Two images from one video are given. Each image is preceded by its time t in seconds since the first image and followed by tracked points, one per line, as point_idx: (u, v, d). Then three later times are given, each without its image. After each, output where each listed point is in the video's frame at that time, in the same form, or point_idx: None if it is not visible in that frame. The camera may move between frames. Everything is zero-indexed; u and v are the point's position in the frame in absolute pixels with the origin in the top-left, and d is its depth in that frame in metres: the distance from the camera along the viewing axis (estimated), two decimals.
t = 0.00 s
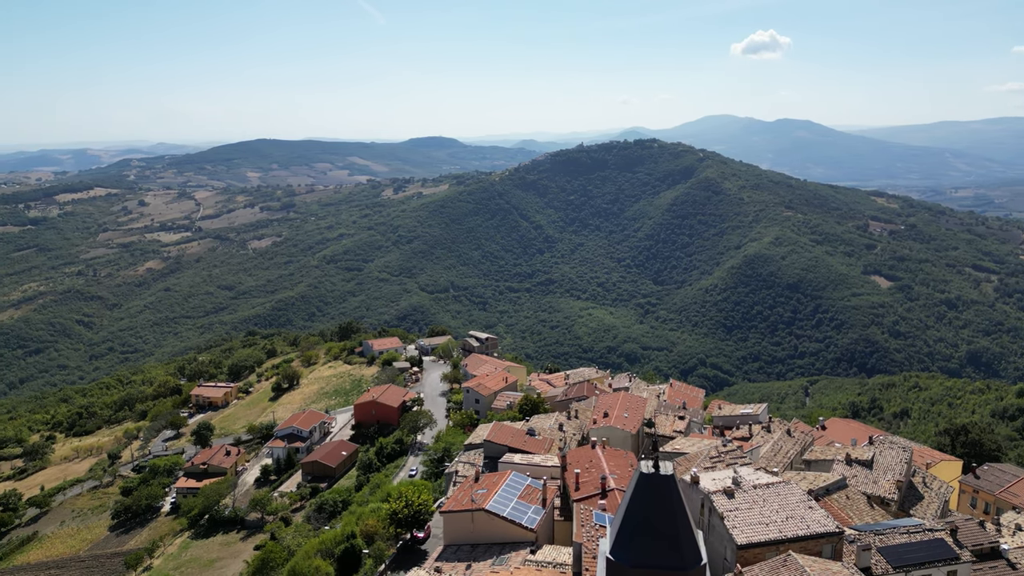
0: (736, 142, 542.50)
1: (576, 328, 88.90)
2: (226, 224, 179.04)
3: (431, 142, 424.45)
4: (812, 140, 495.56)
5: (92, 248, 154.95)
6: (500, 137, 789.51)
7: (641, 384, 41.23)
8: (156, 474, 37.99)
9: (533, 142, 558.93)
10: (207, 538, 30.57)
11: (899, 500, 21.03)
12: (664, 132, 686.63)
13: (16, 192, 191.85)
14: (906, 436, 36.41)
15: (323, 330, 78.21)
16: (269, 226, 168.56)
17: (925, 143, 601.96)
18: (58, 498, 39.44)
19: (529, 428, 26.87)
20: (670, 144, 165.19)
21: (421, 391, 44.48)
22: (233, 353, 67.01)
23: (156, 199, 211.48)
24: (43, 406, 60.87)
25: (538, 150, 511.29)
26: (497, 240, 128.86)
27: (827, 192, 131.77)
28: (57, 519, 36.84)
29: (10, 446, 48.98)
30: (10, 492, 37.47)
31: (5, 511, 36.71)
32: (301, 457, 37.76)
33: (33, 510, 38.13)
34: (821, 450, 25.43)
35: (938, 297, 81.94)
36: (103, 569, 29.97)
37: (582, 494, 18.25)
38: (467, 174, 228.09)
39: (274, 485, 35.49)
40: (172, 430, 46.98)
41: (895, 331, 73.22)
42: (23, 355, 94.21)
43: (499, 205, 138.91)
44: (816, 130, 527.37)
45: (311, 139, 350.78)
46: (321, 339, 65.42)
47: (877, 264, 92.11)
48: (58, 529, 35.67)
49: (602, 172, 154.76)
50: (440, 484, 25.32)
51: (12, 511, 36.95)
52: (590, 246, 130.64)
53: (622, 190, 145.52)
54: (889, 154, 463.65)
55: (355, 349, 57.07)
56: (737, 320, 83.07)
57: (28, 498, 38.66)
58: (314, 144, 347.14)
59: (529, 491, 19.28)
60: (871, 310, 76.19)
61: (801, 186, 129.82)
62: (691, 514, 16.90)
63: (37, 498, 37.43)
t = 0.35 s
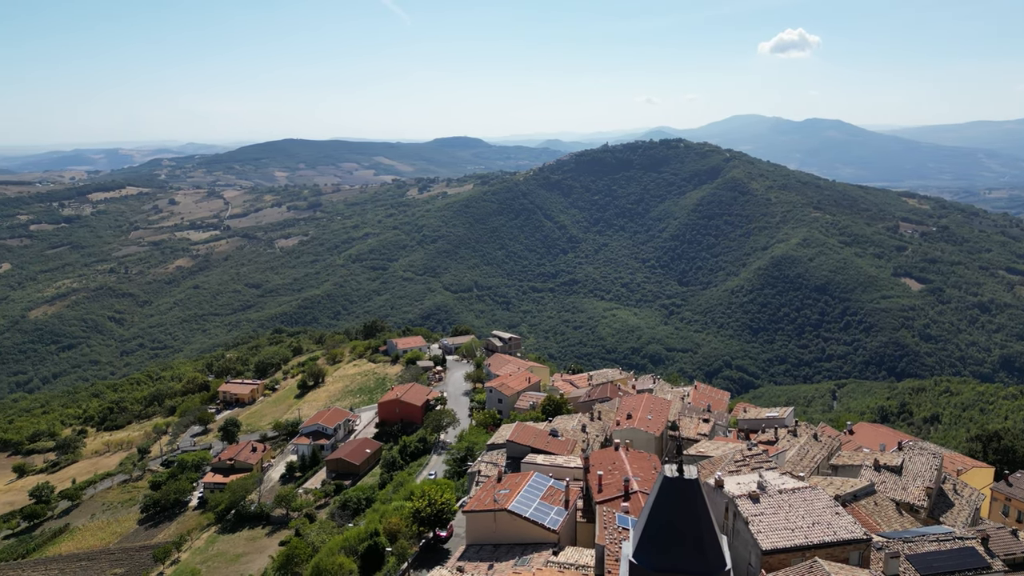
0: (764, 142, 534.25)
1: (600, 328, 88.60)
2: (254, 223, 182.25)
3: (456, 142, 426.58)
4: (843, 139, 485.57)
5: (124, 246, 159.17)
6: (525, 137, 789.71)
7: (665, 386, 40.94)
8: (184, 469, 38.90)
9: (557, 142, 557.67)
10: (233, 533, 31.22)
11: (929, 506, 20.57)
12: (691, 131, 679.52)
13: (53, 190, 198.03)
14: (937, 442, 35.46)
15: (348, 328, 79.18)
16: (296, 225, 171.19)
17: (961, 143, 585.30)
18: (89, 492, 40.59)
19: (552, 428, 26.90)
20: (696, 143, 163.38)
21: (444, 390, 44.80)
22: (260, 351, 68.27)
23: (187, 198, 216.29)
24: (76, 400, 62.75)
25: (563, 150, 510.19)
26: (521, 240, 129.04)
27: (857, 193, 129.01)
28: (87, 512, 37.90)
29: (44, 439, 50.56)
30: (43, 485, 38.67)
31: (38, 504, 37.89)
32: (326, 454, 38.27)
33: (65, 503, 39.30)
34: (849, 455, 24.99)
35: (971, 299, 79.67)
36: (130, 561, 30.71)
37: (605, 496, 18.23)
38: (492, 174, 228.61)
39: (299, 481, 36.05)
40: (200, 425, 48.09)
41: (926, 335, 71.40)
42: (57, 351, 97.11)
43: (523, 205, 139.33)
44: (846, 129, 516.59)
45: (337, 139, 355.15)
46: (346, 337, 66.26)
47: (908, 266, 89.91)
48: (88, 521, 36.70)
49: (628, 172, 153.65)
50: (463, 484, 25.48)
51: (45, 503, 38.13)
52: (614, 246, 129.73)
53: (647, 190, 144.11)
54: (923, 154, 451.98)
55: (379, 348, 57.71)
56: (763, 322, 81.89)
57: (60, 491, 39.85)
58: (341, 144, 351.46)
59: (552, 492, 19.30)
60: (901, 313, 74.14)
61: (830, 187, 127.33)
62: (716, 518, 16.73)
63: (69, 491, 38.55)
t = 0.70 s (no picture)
0: (791, 142, 525.82)
1: (623, 329, 88.19)
2: (280, 222, 185.09)
3: (479, 142, 427.69)
4: (873, 139, 475.14)
5: (154, 244, 162.91)
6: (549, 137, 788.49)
7: (688, 388, 40.61)
8: (210, 465, 39.76)
9: (581, 142, 555.76)
10: (257, 529, 31.82)
11: (959, 513, 20.10)
12: (716, 130, 671.67)
13: (86, 189, 203.34)
14: (967, 449, 34.50)
15: (372, 327, 80.02)
16: (321, 225, 173.42)
17: (997, 142, 568.80)
18: (117, 486, 41.67)
19: (574, 429, 26.94)
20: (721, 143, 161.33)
21: (466, 389, 45.07)
22: (286, 348, 69.40)
23: (214, 197, 220.48)
24: (106, 396, 64.42)
25: (586, 149, 508.42)
26: (543, 240, 129.03)
27: (886, 194, 126.12)
28: (116, 505, 38.92)
29: (75, 433, 51.99)
30: (74, 478, 39.79)
31: (68, 496, 39.01)
32: (349, 451, 38.79)
33: (94, 496, 40.40)
34: (875, 460, 24.56)
35: (1005, 303, 77.32)
36: (157, 554, 31.48)
37: (627, 498, 18.20)
38: (515, 174, 228.59)
39: (323, 478, 36.57)
40: (225, 422, 49.08)
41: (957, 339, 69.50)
42: (88, 347, 99.74)
43: (545, 205, 139.48)
44: (876, 128, 505.43)
45: (362, 139, 358.71)
46: (369, 336, 66.96)
47: (938, 268, 87.59)
48: (116, 514, 37.68)
49: (652, 172, 152.45)
50: (484, 483, 25.66)
51: (75, 496, 39.23)
52: (638, 247, 128.83)
53: (671, 189, 142.84)
54: (957, 153, 440.52)
55: (402, 346, 58.22)
56: (788, 324, 80.65)
57: (90, 484, 41.01)
58: (365, 144, 354.96)
59: (573, 494, 19.32)
60: (931, 317, 72.40)
61: (859, 188, 124.71)
62: (739, 522, 16.60)
63: (99, 485, 39.63)
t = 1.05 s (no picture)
0: (821, 141, 516.01)
1: (647, 330, 87.73)
2: (307, 220, 188.05)
3: (504, 142, 428.38)
4: (907, 138, 463.52)
5: (184, 242, 166.81)
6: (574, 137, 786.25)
7: (713, 390, 40.29)
8: (237, 460, 40.71)
9: (606, 142, 553.02)
10: (282, 524, 32.50)
11: (991, 522, 19.67)
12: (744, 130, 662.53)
13: (120, 189, 208.94)
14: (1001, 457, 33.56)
15: (396, 325, 80.93)
16: (347, 224, 175.71)
17: None
18: (147, 480, 42.90)
19: (597, 431, 26.97)
20: (748, 142, 159.11)
21: (489, 388, 45.35)
22: (312, 346, 70.59)
23: (243, 196, 224.73)
24: (137, 391, 66.23)
25: (612, 148, 505.67)
26: (567, 240, 128.92)
27: (918, 195, 123.04)
28: (145, 499, 40.06)
29: (107, 427, 53.66)
30: (104, 471, 41.04)
31: (100, 489, 40.26)
32: (373, 449, 39.32)
33: (125, 490, 41.64)
34: (905, 466, 24.17)
35: None
36: (185, 548, 32.30)
37: (650, 500, 18.24)
38: (540, 173, 228.27)
39: (347, 475, 37.17)
40: (252, 418, 50.18)
41: (992, 343, 67.53)
42: (120, 342, 102.61)
43: (570, 205, 139.44)
44: (910, 127, 493.11)
45: (388, 138, 362.25)
46: (394, 334, 67.72)
47: (972, 271, 85.14)
48: (146, 508, 38.78)
49: (677, 172, 151.02)
50: (506, 483, 25.85)
51: (106, 490, 40.48)
52: (663, 247, 127.88)
53: (697, 189, 141.44)
54: (994, 153, 427.62)
55: (426, 345, 58.82)
56: (816, 326, 79.29)
57: (120, 478, 42.30)
58: (391, 144, 358.19)
59: (596, 496, 19.41)
60: (964, 320, 70.46)
61: (890, 189, 121.88)
62: (763, 527, 16.48)
63: (128, 478, 40.81)
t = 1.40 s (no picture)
0: (851, 141, 505.75)
1: (669, 331, 87.14)
2: (332, 219, 190.43)
3: (527, 142, 428.46)
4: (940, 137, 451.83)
5: (211, 241, 170.28)
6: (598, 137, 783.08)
7: (737, 393, 39.91)
8: (261, 457, 41.55)
9: (631, 142, 549.83)
10: (306, 521, 33.09)
11: None
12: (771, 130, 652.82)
13: (150, 188, 213.90)
14: None
15: (418, 325, 81.66)
16: (371, 223, 177.51)
17: None
18: (174, 474, 44.00)
19: (618, 433, 26.98)
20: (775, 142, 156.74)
21: (511, 389, 45.53)
22: (336, 344, 71.58)
23: (269, 195, 228.28)
24: (165, 387, 67.93)
25: (637, 147, 502.71)
26: (590, 240, 128.62)
27: (950, 196, 119.81)
28: (172, 493, 41.07)
29: (135, 422, 55.11)
30: (133, 466, 42.19)
31: (128, 483, 41.35)
32: (395, 447, 39.76)
33: (152, 484, 42.72)
34: (934, 473, 23.73)
35: None
36: (210, 543, 33.04)
37: (673, 503, 18.25)
38: (563, 173, 227.62)
39: (370, 473, 37.64)
40: (277, 415, 51.10)
41: None
42: (148, 339, 105.14)
43: (593, 205, 139.07)
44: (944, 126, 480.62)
45: (412, 138, 365.05)
46: (417, 333, 68.31)
47: (1005, 273, 82.69)
48: (173, 503, 39.73)
49: (702, 172, 149.41)
50: (528, 484, 25.99)
51: (134, 484, 41.54)
52: (687, 247, 126.75)
53: (722, 190, 139.87)
54: None
55: (448, 345, 59.26)
56: (843, 329, 77.84)
57: (148, 473, 43.41)
58: (415, 144, 360.71)
59: (617, 498, 19.46)
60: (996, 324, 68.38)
61: (920, 189, 118.91)
62: (787, 531, 16.35)
63: (156, 473, 41.91)
